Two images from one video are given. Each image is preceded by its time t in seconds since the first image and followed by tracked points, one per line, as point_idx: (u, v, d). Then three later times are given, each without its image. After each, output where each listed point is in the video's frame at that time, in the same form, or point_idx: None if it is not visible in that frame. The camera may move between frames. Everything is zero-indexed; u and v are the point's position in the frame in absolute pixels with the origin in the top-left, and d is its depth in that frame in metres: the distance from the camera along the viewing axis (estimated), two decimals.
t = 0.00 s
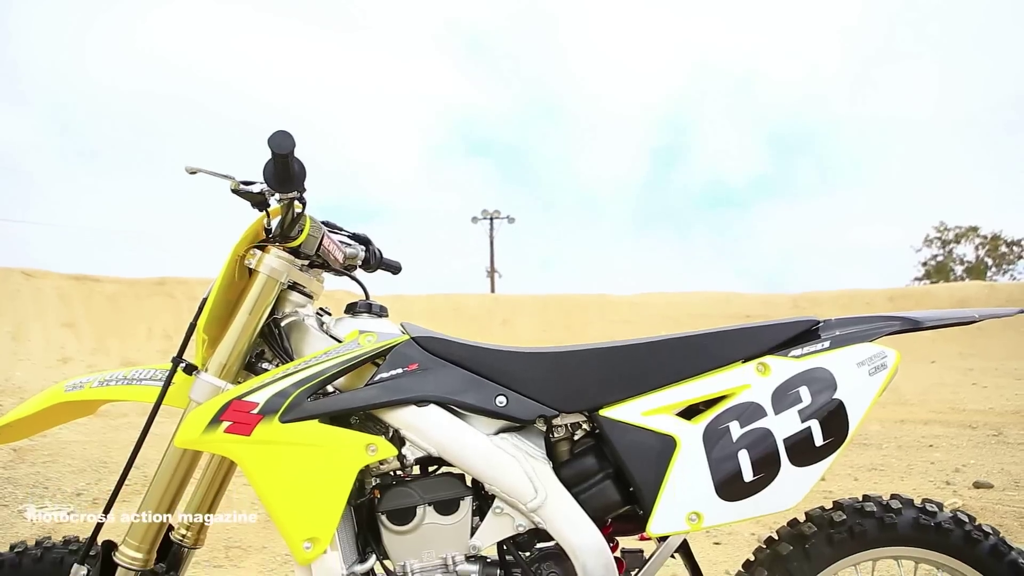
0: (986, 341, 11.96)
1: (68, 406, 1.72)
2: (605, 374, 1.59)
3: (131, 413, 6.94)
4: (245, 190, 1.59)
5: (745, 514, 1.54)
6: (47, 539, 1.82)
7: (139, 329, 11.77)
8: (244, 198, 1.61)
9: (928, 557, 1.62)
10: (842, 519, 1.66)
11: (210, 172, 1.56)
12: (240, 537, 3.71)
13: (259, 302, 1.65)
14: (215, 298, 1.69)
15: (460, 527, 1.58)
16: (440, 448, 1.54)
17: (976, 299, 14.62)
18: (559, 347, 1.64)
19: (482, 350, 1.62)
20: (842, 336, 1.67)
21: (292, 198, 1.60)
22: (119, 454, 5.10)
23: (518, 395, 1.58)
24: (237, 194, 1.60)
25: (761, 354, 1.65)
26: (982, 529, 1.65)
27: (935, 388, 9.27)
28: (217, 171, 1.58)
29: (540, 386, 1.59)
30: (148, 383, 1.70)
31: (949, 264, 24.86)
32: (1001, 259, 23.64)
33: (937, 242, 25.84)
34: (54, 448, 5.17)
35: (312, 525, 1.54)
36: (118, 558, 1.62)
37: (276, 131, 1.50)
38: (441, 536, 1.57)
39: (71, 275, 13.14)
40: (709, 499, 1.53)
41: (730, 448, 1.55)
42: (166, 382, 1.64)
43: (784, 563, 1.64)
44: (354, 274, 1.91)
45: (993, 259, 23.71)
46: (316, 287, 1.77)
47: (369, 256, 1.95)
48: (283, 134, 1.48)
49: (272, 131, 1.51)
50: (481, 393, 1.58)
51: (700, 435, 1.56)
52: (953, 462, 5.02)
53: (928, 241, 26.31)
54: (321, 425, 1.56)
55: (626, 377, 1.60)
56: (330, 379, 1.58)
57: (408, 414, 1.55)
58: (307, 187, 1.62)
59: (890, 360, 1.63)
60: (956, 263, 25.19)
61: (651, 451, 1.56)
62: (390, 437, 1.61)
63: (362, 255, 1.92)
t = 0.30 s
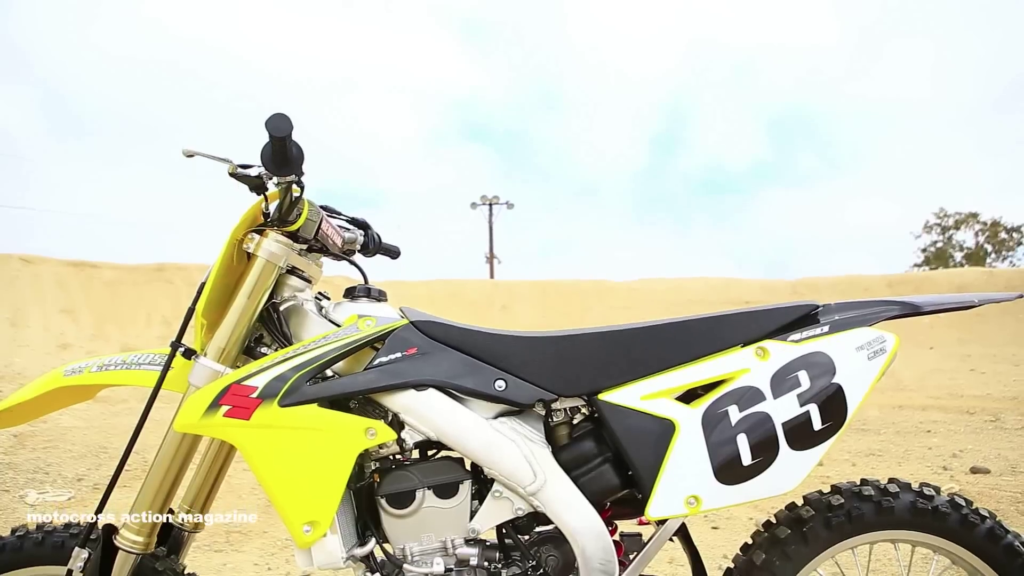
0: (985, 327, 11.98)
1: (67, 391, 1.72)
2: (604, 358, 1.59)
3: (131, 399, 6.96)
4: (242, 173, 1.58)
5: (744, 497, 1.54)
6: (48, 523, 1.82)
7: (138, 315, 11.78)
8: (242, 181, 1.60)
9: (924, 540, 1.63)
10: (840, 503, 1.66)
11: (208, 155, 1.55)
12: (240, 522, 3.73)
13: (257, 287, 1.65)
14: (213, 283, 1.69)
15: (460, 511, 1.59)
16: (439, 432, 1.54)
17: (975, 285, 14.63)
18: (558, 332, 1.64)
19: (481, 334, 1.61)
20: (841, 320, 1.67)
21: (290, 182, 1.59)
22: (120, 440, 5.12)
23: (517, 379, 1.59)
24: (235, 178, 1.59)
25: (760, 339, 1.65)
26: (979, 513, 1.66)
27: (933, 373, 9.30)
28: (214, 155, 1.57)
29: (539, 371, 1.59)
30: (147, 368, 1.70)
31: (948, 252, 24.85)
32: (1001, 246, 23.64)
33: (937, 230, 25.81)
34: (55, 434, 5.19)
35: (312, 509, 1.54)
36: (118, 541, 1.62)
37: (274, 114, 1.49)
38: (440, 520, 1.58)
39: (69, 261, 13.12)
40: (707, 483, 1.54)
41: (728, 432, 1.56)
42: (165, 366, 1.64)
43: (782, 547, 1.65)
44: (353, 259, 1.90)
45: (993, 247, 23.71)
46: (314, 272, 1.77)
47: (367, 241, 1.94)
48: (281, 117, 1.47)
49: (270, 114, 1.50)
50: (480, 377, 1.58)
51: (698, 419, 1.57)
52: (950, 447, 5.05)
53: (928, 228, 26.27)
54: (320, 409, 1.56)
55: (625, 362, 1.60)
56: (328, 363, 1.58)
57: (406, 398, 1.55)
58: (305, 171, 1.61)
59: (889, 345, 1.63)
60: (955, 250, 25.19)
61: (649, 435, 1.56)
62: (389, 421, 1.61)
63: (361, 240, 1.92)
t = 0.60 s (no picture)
0: (983, 314, 11.99)
1: (65, 377, 1.72)
2: (603, 343, 1.59)
3: (131, 387, 6.96)
4: (240, 158, 1.57)
5: (742, 483, 1.55)
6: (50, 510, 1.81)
7: (137, 303, 11.77)
8: (240, 166, 1.59)
9: (922, 525, 1.64)
10: (838, 488, 1.66)
11: (205, 139, 1.54)
12: (241, 509, 3.74)
13: (256, 272, 1.65)
14: (212, 268, 1.68)
15: (458, 496, 1.59)
16: (438, 417, 1.54)
17: (974, 272, 14.64)
18: (556, 317, 1.64)
19: (480, 320, 1.61)
20: (840, 307, 1.67)
21: (288, 167, 1.58)
22: (119, 428, 5.12)
23: (516, 364, 1.58)
24: (232, 163, 1.58)
25: (760, 325, 1.65)
26: (976, 499, 1.67)
27: (931, 361, 9.31)
28: (212, 140, 1.56)
29: (538, 356, 1.59)
30: (146, 354, 1.70)
31: (947, 241, 24.84)
32: (1000, 235, 23.64)
33: (937, 218, 25.78)
34: (55, 421, 5.20)
35: (311, 494, 1.54)
36: (118, 527, 1.62)
37: (271, 98, 1.48)
38: (439, 505, 1.58)
39: (68, 248, 13.09)
40: (706, 468, 1.54)
41: (727, 418, 1.56)
42: (164, 352, 1.64)
43: (779, 532, 1.66)
44: (352, 245, 1.90)
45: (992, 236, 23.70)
46: (313, 258, 1.77)
47: (366, 227, 1.94)
48: (279, 101, 1.46)
49: (268, 98, 1.49)
50: (479, 363, 1.58)
51: (697, 405, 1.57)
52: (947, 434, 5.06)
53: (927, 217, 26.25)
54: (318, 394, 1.56)
55: (624, 347, 1.59)
56: (327, 348, 1.58)
57: (405, 383, 1.55)
58: (303, 156, 1.60)
59: (888, 331, 1.63)
60: (955, 239, 25.18)
61: (648, 421, 1.56)
62: (388, 406, 1.61)
63: (359, 226, 1.91)
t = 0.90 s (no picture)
0: (982, 302, 12.01)
1: (63, 364, 1.71)
2: (602, 330, 1.59)
3: (130, 374, 6.97)
4: (237, 144, 1.56)
5: (740, 468, 1.55)
6: (51, 495, 1.81)
7: (136, 292, 11.76)
8: (237, 152, 1.58)
9: (919, 511, 1.64)
10: (835, 475, 1.66)
11: (202, 125, 1.53)
12: (240, 496, 3.76)
13: (253, 259, 1.64)
14: (210, 254, 1.68)
15: (457, 482, 1.59)
16: (437, 403, 1.54)
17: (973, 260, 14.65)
18: (555, 304, 1.64)
19: (478, 306, 1.61)
20: (839, 293, 1.67)
21: (286, 152, 1.57)
22: (118, 415, 5.13)
23: (515, 350, 1.58)
24: (229, 148, 1.57)
25: (759, 311, 1.65)
26: (973, 485, 1.67)
27: (929, 349, 9.33)
28: (209, 125, 1.55)
29: (536, 342, 1.59)
30: (144, 341, 1.70)
31: (947, 228, 24.81)
32: (1000, 225, 23.63)
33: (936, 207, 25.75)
34: (55, 409, 5.21)
35: (311, 480, 1.54)
36: (118, 513, 1.62)
37: (268, 83, 1.47)
38: (438, 491, 1.58)
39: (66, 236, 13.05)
40: (704, 454, 1.55)
41: (726, 404, 1.56)
42: (162, 339, 1.63)
43: (777, 518, 1.67)
44: (350, 232, 1.89)
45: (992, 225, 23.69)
46: (311, 245, 1.76)
47: (364, 213, 1.93)
48: (275, 86, 1.45)
49: (264, 83, 1.48)
50: (477, 349, 1.58)
51: (696, 391, 1.57)
52: (945, 422, 5.08)
53: (927, 207, 26.23)
54: (317, 380, 1.56)
55: (623, 334, 1.59)
56: (326, 335, 1.58)
57: (404, 370, 1.55)
58: (301, 142, 1.59)
59: (886, 318, 1.63)
60: (954, 229, 25.17)
61: (647, 407, 1.56)
62: (387, 393, 1.61)
63: (358, 213, 1.90)
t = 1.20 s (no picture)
0: (981, 291, 12.02)
1: (61, 352, 1.71)
2: (601, 317, 1.59)
3: (129, 363, 6.97)
4: (235, 130, 1.55)
5: (738, 455, 1.55)
6: (49, 482, 1.81)
7: (134, 281, 11.74)
8: (234, 138, 1.58)
9: (916, 498, 1.65)
10: (833, 461, 1.67)
11: (199, 111, 1.53)
12: (240, 483, 3.77)
13: (251, 246, 1.64)
14: (207, 241, 1.67)
15: (456, 469, 1.59)
16: (435, 390, 1.54)
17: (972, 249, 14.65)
18: (554, 291, 1.63)
19: (477, 293, 1.61)
20: (838, 280, 1.67)
21: (283, 139, 1.57)
22: (118, 403, 5.14)
23: (513, 337, 1.58)
24: (226, 134, 1.56)
25: (757, 298, 1.65)
26: (970, 472, 1.67)
27: (927, 337, 9.35)
28: (206, 111, 1.54)
29: (535, 329, 1.58)
30: (142, 328, 1.69)
31: (947, 218, 24.80)
32: (999, 215, 23.63)
33: (936, 196, 25.70)
34: (54, 397, 5.21)
35: (310, 467, 1.54)
36: (118, 499, 1.62)
37: (265, 68, 1.46)
38: (437, 478, 1.59)
39: (63, 225, 13.01)
40: (703, 441, 1.55)
41: (724, 391, 1.56)
42: (160, 326, 1.63)
43: (775, 504, 1.67)
44: (348, 219, 1.89)
45: (991, 215, 23.69)
46: (309, 232, 1.75)
47: (363, 200, 1.93)
48: (273, 72, 1.44)
49: (261, 69, 1.47)
50: (476, 336, 1.57)
51: (694, 378, 1.57)
52: (942, 410, 5.10)
53: (926, 197, 26.20)
54: (316, 367, 1.56)
55: (621, 321, 1.59)
56: (324, 322, 1.58)
57: (402, 357, 1.55)
58: (298, 128, 1.59)
59: (885, 305, 1.63)
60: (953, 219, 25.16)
61: (646, 394, 1.56)
62: (385, 379, 1.61)
63: (356, 200, 1.90)
